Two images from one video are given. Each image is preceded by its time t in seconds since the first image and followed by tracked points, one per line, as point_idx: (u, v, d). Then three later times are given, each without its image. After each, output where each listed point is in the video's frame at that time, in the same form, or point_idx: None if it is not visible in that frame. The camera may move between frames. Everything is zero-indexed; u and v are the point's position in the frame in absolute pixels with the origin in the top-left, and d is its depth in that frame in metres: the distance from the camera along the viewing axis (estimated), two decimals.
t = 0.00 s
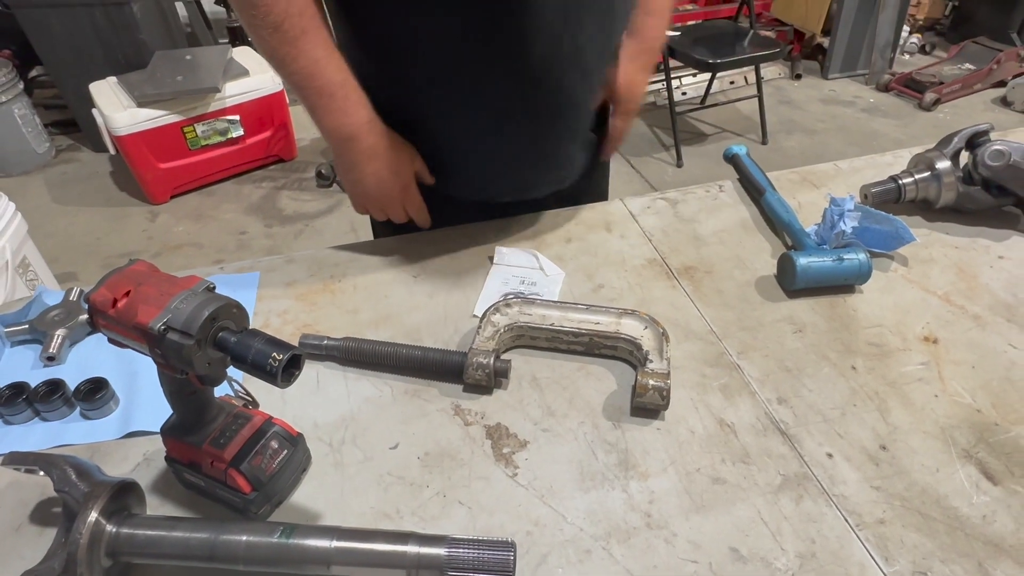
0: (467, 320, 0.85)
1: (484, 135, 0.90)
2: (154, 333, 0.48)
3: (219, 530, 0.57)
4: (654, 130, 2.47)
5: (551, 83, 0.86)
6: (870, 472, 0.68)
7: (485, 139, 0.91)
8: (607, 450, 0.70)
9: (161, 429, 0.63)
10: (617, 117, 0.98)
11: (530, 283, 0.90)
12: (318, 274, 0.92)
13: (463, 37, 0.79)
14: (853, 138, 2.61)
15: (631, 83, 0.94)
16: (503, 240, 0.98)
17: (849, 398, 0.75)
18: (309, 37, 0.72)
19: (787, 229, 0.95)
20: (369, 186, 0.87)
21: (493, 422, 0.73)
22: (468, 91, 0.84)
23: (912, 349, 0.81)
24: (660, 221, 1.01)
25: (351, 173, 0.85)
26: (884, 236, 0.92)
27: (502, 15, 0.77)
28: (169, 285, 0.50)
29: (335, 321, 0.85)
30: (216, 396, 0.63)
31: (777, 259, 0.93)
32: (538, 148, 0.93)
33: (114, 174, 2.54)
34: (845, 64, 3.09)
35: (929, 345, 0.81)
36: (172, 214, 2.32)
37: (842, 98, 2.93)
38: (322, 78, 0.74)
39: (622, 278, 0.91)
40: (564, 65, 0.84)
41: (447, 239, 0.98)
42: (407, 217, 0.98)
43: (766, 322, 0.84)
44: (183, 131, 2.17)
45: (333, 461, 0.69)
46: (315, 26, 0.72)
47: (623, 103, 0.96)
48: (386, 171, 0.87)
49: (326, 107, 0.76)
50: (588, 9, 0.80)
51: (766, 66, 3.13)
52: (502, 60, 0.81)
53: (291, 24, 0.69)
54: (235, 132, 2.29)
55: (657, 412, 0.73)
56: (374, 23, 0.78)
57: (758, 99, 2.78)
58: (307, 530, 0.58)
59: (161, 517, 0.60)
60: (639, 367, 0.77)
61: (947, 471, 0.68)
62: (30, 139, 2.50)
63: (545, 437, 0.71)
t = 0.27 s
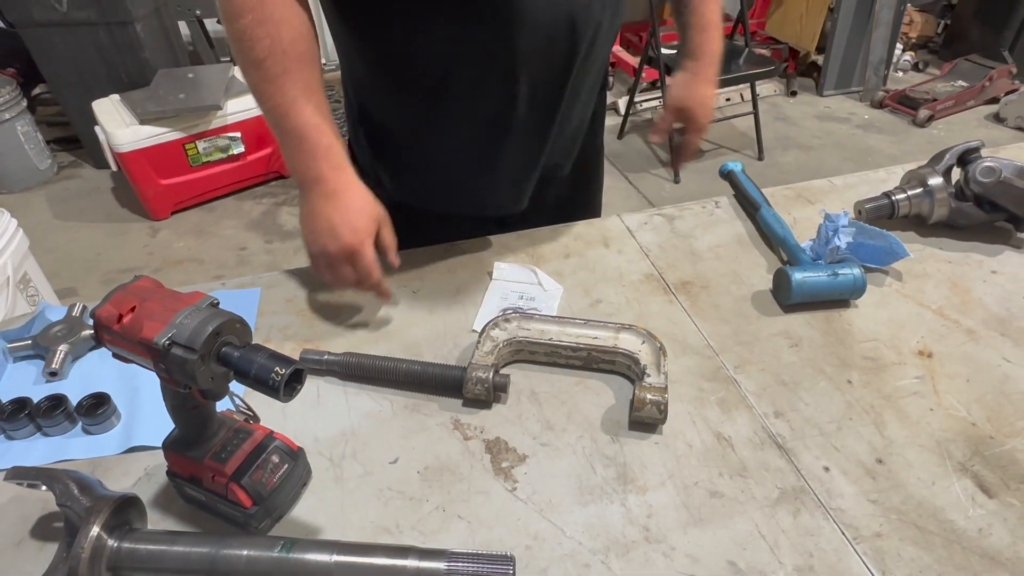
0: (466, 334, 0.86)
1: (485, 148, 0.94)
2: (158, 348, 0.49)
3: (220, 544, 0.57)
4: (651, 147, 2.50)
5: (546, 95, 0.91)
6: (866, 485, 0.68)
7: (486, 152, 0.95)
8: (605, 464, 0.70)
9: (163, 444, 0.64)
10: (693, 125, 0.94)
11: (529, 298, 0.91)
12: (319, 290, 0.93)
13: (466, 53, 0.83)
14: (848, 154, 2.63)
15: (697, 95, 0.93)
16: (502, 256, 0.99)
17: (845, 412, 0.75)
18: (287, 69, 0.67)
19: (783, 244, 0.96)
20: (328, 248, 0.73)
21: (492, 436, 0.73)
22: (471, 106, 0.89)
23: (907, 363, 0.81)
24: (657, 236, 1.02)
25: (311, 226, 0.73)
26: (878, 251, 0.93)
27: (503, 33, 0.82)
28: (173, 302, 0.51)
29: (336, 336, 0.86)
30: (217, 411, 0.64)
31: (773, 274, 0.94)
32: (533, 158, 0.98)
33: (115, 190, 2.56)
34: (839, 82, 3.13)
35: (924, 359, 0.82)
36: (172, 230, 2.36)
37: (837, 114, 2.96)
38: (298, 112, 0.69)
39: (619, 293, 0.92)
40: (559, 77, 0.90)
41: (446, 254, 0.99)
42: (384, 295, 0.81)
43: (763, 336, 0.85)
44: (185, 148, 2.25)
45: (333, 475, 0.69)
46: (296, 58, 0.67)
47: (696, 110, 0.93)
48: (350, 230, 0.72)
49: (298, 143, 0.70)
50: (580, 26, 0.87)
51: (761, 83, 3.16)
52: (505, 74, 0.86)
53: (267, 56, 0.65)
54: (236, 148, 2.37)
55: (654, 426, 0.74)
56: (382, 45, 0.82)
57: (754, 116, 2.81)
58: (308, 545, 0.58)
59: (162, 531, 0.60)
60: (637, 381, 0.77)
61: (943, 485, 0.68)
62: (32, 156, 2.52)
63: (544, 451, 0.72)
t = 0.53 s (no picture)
0: (468, 357, 0.87)
1: (500, 167, 0.96)
2: (170, 372, 0.50)
3: (225, 568, 0.58)
4: (648, 170, 2.53)
5: (561, 116, 0.94)
6: (865, 505, 0.69)
7: (500, 171, 0.97)
8: (607, 485, 0.71)
9: (169, 467, 0.64)
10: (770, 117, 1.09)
11: (530, 320, 0.92)
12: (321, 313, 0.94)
13: (485, 76, 0.85)
14: (841, 176, 2.67)
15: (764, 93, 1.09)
16: (502, 279, 1.00)
17: (843, 433, 0.76)
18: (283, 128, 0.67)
19: (779, 266, 0.98)
20: (280, 333, 0.69)
21: (495, 458, 0.74)
22: (489, 127, 0.91)
23: (903, 383, 0.82)
24: (655, 259, 1.03)
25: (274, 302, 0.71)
26: (873, 273, 0.95)
27: (523, 57, 0.85)
28: (183, 326, 0.52)
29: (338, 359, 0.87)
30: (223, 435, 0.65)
31: (770, 296, 0.96)
32: (545, 176, 1.00)
33: (116, 215, 2.58)
34: (831, 105, 3.19)
35: (920, 380, 0.83)
36: (173, 254, 2.40)
37: (830, 137, 3.01)
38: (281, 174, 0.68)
39: (619, 315, 0.93)
40: (574, 98, 0.93)
41: (450, 277, 1.01)
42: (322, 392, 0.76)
43: (761, 358, 0.86)
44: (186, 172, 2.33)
45: (337, 498, 0.70)
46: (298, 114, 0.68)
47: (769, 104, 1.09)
48: (306, 316, 0.69)
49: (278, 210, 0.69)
50: (595, 49, 0.89)
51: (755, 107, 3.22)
52: (524, 98, 0.89)
53: (270, 122, 0.66)
54: (237, 172, 2.45)
55: (654, 447, 0.75)
56: (403, 67, 0.84)
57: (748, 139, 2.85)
58: (312, 568, 0.58)
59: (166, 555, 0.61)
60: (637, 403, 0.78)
61: (941, 505, 0.69)
62: (33, 180, 2.53)
63: (546, 473, 0.72)
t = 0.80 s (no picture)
0: (468, 385, 0.88)
1: (509, 194, 0.98)
2: (176, 403, 0.50)
3: None
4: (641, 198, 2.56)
5: (571, 141, 0.97)
6: (866, 532, 0.69)
7: (509, 198, 0.98)
8: (609, 514, 0.71)
9: (170, 499, 0.64)
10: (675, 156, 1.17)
11: (530, 348, 0.92)
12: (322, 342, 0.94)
13: (498, 103, 0.88)
14: (832, 204, 2.71)
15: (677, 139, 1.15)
16: (502, 307, 1.01)
17: (841, 459, 0.77)
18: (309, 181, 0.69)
19: (774, 294, 0.99)
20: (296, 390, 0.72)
21: (496, 487, 0.74)
22: (500, 153, 0.93)
23: (899, 409, 0.83)
24: (652, 287, 1.05)
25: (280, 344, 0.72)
26: (867, 300, 0.96)
27: (534, 84, 0.88)
28: (190, 358, 0.53)
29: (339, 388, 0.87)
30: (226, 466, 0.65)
31: (766, 323, 0.97)
32: (552, 204, 1.02)
33: (113, 245, 2.59)
34: (820, 134, 3.25)
35: (916, 406, 0.84)
36: (169, 283, 2.40)
37: (820, 166, 3.06)
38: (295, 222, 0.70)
39: (617, 342, 0.94)
40: (581, 126, 0.96)
41: (450, 306, 1.02)
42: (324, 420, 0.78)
43: (758, 384, 0.87)
44: (185, 203, 2.35)
45: (338, 529, 0.70)
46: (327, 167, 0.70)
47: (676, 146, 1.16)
48: (316, 356, 0.71)
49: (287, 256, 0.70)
50: (602, 76, 0.93)
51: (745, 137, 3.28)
52: (537, 125, 0.91)
53: (288, 174, 0.68)
54: (235, 203, 2.47)
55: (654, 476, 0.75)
56: (419, 100, 0.86)
57: (740, 168, 2.90)
58: None
59: None
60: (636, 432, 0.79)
61: (941, 531, 0.69)
62: (31, 211, 2.54)
63: (547, 502, 0.72)
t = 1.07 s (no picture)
0: (469, 423, 0.89)
1: (508, 234, 1.01)
2: (186, 447, 0.51)
3: None
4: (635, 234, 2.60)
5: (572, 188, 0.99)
6: (864, 567, 0.70)
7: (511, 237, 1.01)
8: (610, 552, 0.72)
9: (175, 540, 0.64)
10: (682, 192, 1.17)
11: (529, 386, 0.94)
12: (323, 382, 0.95)
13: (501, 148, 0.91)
14: (821, 238, 2.76)
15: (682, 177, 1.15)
16: (501, 345, 1.03)
17: (838, 494, 0.78)
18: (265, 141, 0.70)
19: (767, 329, 1.02)
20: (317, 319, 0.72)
21: (498, 526, 0.75)
22: (502, 195, 0.96)
23: (892, 443, 0.85)
24: (648, 324, 1.07)
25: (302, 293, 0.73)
26: (857, 335, 0.98)
27: (538, 132, 0.91)
28: (200, 401, 0.54)
29: (340, 428, 0.88)
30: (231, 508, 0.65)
31: (760, 358, 0.98)
32: (552, 248, 1.04)
33: (111, 284, 2.61)
34: (808, 168, 3.32)
35: (909, 439, 0.85)
36: (166, 321, 2.41)
37: (809, 200, 3.13)
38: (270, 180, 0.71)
39: (615, 379, 0.95)
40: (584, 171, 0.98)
41: (449, 345, 1.03)
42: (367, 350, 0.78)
43: (754, 420, 0.88)
44: (183, 242, 2.38)
45: (341, 570, 0.70)
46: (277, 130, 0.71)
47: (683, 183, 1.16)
48: (344, 285, 0.72)
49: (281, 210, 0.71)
50: (603, 126, 0.96)
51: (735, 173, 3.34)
52: (537, 171, 0.94)
53: (247, 128, 0.69)
54: (234, 242, 2.50)
55: (654, 512, 0.76)
56: (424, 141, 0.90)
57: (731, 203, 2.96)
58: None
59: None
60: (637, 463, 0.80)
61: (938, 565, 0.70)
62: (30, 251, 2.56)
63: (549, 540, 0.73)
